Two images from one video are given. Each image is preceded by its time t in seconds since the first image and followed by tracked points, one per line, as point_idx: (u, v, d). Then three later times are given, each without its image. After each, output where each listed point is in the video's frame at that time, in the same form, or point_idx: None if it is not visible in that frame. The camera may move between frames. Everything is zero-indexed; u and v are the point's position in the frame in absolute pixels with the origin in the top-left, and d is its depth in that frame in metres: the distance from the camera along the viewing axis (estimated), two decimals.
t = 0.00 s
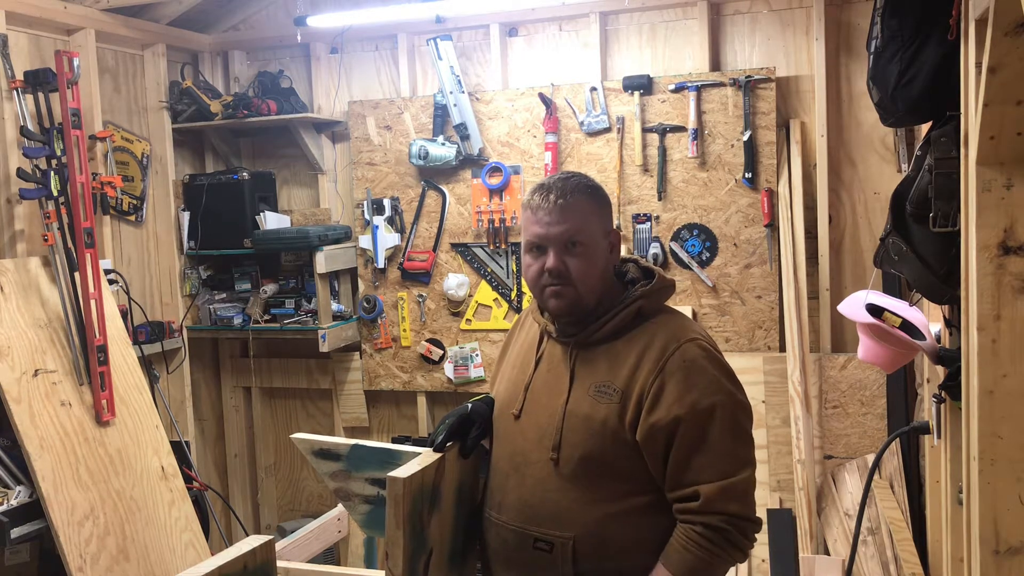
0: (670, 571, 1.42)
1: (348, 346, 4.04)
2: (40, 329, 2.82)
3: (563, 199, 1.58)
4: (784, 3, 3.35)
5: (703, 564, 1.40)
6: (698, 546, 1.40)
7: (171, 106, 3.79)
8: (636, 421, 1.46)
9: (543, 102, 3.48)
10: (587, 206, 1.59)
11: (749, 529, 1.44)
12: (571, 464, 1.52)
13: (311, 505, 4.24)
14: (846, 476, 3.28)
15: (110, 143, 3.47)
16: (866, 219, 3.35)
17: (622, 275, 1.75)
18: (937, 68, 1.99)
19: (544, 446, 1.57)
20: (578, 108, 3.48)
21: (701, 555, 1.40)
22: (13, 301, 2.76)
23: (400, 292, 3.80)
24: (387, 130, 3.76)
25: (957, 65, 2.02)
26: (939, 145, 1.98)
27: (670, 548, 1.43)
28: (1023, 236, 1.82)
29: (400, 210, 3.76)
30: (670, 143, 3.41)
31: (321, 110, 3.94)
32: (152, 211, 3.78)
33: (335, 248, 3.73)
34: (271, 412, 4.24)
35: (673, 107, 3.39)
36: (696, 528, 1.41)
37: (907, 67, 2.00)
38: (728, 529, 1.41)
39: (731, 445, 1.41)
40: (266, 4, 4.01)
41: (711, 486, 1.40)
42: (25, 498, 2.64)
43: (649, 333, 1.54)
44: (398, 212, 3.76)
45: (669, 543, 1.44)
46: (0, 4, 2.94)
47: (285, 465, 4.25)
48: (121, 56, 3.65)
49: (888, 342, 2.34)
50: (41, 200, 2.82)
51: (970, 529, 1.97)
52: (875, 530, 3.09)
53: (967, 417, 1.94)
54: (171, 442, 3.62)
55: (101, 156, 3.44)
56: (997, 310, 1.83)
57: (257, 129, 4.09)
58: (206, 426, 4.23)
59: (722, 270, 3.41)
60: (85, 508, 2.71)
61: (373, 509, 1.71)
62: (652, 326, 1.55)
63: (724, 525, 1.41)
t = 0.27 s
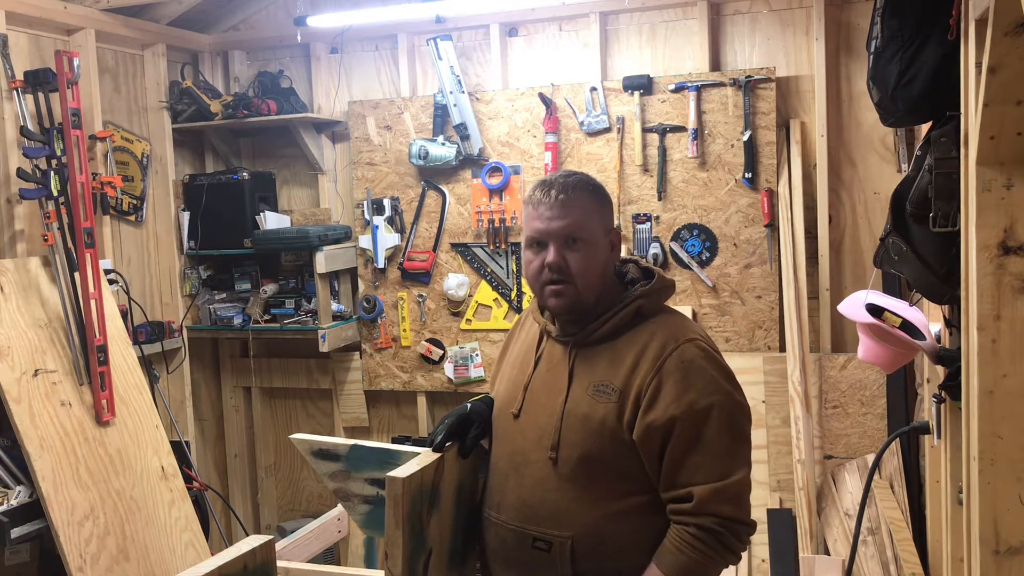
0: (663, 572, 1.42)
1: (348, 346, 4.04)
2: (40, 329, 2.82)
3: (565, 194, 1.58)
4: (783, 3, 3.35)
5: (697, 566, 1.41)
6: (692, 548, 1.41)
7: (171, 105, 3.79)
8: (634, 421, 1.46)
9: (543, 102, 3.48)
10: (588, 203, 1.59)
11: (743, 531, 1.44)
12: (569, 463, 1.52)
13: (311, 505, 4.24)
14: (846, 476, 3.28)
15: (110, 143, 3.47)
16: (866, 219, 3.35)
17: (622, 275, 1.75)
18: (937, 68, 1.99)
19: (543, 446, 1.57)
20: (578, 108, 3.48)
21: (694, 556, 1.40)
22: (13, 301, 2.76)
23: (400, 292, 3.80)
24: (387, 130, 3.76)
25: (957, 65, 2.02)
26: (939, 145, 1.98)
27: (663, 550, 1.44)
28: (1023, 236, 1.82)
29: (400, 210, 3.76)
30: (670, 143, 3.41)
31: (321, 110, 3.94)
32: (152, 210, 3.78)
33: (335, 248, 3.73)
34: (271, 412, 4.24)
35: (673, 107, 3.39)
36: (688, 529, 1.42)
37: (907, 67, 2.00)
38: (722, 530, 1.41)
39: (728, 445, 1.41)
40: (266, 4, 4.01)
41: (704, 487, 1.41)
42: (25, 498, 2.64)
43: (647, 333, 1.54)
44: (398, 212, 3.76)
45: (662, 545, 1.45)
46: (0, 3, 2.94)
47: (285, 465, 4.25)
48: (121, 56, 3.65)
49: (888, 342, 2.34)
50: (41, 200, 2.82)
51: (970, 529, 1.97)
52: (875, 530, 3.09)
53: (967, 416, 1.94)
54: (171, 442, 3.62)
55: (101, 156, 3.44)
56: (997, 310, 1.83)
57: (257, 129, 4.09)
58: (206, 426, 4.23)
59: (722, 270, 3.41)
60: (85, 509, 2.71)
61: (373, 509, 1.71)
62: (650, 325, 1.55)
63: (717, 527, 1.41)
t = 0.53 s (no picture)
0: (664, 566, 1.42)
1: (348, 346, 4.04)
2: (40, 330, 2.82)
3: (564, 188, 1.59)
4: (783, 3, 3.35)
5: (698, 559, 1.40)
6: (693, 542, 1.40)
7: (172, 106, 3.79)
8: (630, 416, 1.46)
9: (543, 102, 3.48)
10: (585, 199, 1.58)
11: (743, 526, 1.44)
12: (565, 458, 1.52)
13: (311, 505, 4.24)
14: (846, 476, 3.28)
15: (110, 143, 3.47)
16: (866, 219, 3.35)
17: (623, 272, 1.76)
18: (937, 68, 1.99)
19: (540, 441, 1.56)
20: (578, 108, 3.48)
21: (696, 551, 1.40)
22: (13, 301, 2.76)
23: (400, 292, 3.80)
24: (387, 130, 3.76)
25: (957, 65, 2.02)
26: (939, 144, 1.98)
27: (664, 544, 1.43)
28: (1023, 236, 1.82)
29: (400, 210, 3.76)
30: (670, 143, 3.41)
31: (321, 110, 3.94)
32: (152, 210, 3.78)
33: (335, 248, 3.73)
34: (271, 412, 4.24)
35: (673, 107, 3.39)
36: (689, 524, 1.41)
37: (907, 67, 2.00)
38: (722, 524, 1.41)
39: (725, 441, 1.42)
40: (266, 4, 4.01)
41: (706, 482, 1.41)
42: (25, 498, 2.64)
43: (644, 327, 1.54)
44: (398, 212, 3.76)
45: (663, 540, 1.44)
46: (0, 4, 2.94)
47: (285, 465, 4.25)
48: (121, 56, 3.65)
49: (888, 342, 2.34)
50: (41, 200, 2.82)
51: (970, 529, 1.97)
52: (875, 530, 3.09)
53: (967, 416, 1.94)
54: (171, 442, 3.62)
55: (101, 156, 3.44)
56: (997, 310, 1.83)
57: (257, 129, 4.09)
58: (206, 426, 4.23)
59: (722, 270, 3.41)
60: (85, 508, 2.71)
61: (373, 509, 1.71)
62: (647, 321, 1.55)
63: (719, 522, 1.41)
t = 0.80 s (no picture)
0: (667, 552, 1.40)
1: (348, 346, 4.04)
2: (40, 330, 2.82)
3: (556, 192, 1.57)
4: (783, 3, 3.35)
5: (700, 548, 1.40)
6: (700, 528, 1.39)
7: (171, 106, 3.79)
8: (627, 408, 1.46)
9: (543, 102, 3.48)
10: (577, 202, 1.57)
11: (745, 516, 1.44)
12: (562, 451, 1.52)
13: (311, 505, 4.24)
14: (846, 476, 3.28)
15: (110, 143, 3.47)
16: (866, 219, 3.35)
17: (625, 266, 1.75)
18: (937, 68, 1.99)
19: (538, 433, 1.56)
20: (578, 108, 3.48)
21: (699, 538, 1.39)
22: (13, 300, 2.76)
23: (400, 292, 3.80)
24: (387, 131, 3.76)
25: (957, 65, 2.02)
26: (939, 145, 1.98)
27: (669, 528, 1.41)
28: (1023, 236, 1.82)
29: (400, 210, 3.76)
30: (670, 143, 3.41)
31: (321, 110, 3.94)
32: (152, 210, 3.78)
33: (335, 248, 3.74)
34: (271, 412, 4.24)
35: (673, 107, 3.39)
36: (699, 511, 1.39)
37: (907, 67, 2.00)
38: (726, 514, 1.41)
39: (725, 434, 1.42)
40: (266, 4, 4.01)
41: (712, 476, 1.41)
42: (25, 498, 2.64)
43: (643, 321, 1.54)
44: (398, 212, 3.76)
45: (666, 523, 1.42)
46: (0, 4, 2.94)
47: (285, 465, 4.25)
48: (121, 56, 3.65)
49: (888, 342, 2.34)
50: (41, 199, 2.82)
51: (969, 528, 1.97)
52: (875, 530, 3.09)
53: (967, 416, 1.94)
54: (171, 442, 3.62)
55: (101, 156, 3.44)
56: (997, 310, 1.83)
57: (257, 129, 4.09)
58: (206, 426, 4.23)
59: (722, 270, 3.41)
60: (85, 508, 2.71)
61: (373, 509, 1.71)
62: (646, 315, 1.55)
63: (725, 510, 1.40)
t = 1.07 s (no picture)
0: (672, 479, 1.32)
1: (348, 346, 4.04)
2: (40, 330, 2.82)
3: (554, 201, 1.57)
4: (783, 3, 3.35)
5: (705, 500, 1.32)
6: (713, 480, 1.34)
7: (172, 106, 3.80)
8: (629, 405, 1.46)
9: (543, 102, 3.48)
10: (575, 210, 1.56)
11: (745, 509, 1.39)
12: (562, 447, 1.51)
13: (311, 505, 4.24)
14: (845, 476, 3.28)
15: (110, 143, 3.47)
16: (866, 219, 3.35)
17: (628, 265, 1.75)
18: (937, 68, 1.99)
19: (539, 429, 1.56)
20: (578, 108, 3.48)
21: (711, 492, 1.33)
22: (13, 300, 2.76)
23: (400, 292, 3.80)
24: (387, 131, 3.76)
25: (957, 66, 2.02)
26: (939, 145, 1.98)
27: (682, 466, 1.35)
28: (1022, 236, 1.82)
29: (400, 210, 3.76)
30: (670, 143, 3.41)
31: (321, 110, 3.95)
32: (152, 210, 3.78)
33: (335, 248, 3.73)
34: (271, 412, 4.24)
35: (673, 107, 3.39)
36: (716, 468, 1.35)
37: (907, 67, 2.00)
38: (739, 485, 1.37)
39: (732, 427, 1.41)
40: (266, 4, 4.01)
41: (729, 451, 1.39)
42: (25, 498, 2.64)
43: (646, 318, 1.54)
44: (398, 212, 3.77)
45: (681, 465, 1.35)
46: (0, 4, 2.94)
47: (285, 465, 4.25)
48: (121, 56, 3.65)
49: (888, 342, 2.34)
50: (41, 199, 2.82)
51: (969, 529, 1.97)
52: (875, 530, 3.09)
53: (967, 416, 1.94)
54: (171, 442, 3.62)
55: (101, 156, 3.44)
56: (997, 310, 1.83)
57: (257, 129, 4.09)
58: (207, 426, 4.23)
59: (722, 270, 3.41)
60: (85, 508, 2.71)
61: (373, 509, 1.71)
62: (649, 313, 1.55)
63: (738, 481, 1.36)
